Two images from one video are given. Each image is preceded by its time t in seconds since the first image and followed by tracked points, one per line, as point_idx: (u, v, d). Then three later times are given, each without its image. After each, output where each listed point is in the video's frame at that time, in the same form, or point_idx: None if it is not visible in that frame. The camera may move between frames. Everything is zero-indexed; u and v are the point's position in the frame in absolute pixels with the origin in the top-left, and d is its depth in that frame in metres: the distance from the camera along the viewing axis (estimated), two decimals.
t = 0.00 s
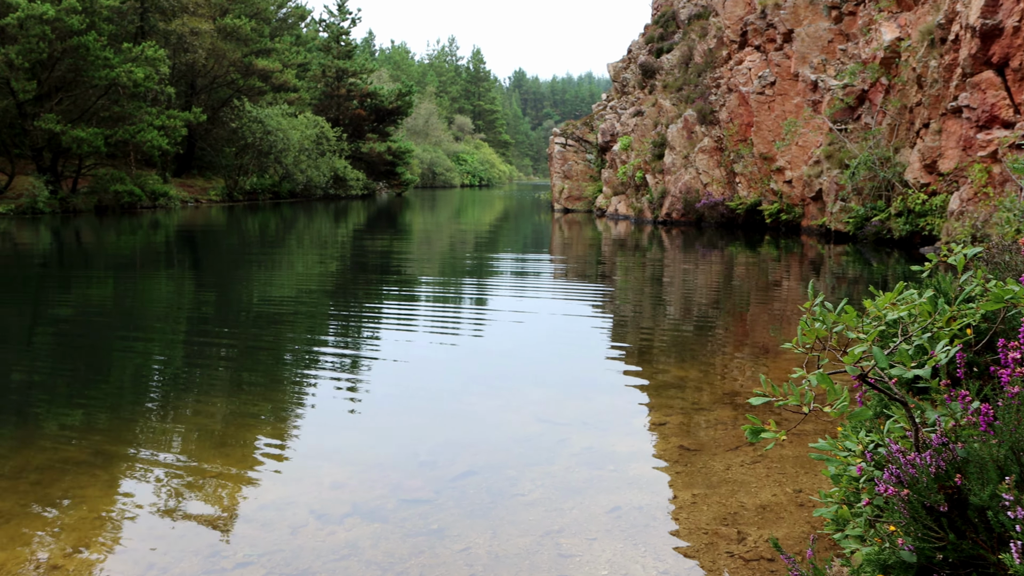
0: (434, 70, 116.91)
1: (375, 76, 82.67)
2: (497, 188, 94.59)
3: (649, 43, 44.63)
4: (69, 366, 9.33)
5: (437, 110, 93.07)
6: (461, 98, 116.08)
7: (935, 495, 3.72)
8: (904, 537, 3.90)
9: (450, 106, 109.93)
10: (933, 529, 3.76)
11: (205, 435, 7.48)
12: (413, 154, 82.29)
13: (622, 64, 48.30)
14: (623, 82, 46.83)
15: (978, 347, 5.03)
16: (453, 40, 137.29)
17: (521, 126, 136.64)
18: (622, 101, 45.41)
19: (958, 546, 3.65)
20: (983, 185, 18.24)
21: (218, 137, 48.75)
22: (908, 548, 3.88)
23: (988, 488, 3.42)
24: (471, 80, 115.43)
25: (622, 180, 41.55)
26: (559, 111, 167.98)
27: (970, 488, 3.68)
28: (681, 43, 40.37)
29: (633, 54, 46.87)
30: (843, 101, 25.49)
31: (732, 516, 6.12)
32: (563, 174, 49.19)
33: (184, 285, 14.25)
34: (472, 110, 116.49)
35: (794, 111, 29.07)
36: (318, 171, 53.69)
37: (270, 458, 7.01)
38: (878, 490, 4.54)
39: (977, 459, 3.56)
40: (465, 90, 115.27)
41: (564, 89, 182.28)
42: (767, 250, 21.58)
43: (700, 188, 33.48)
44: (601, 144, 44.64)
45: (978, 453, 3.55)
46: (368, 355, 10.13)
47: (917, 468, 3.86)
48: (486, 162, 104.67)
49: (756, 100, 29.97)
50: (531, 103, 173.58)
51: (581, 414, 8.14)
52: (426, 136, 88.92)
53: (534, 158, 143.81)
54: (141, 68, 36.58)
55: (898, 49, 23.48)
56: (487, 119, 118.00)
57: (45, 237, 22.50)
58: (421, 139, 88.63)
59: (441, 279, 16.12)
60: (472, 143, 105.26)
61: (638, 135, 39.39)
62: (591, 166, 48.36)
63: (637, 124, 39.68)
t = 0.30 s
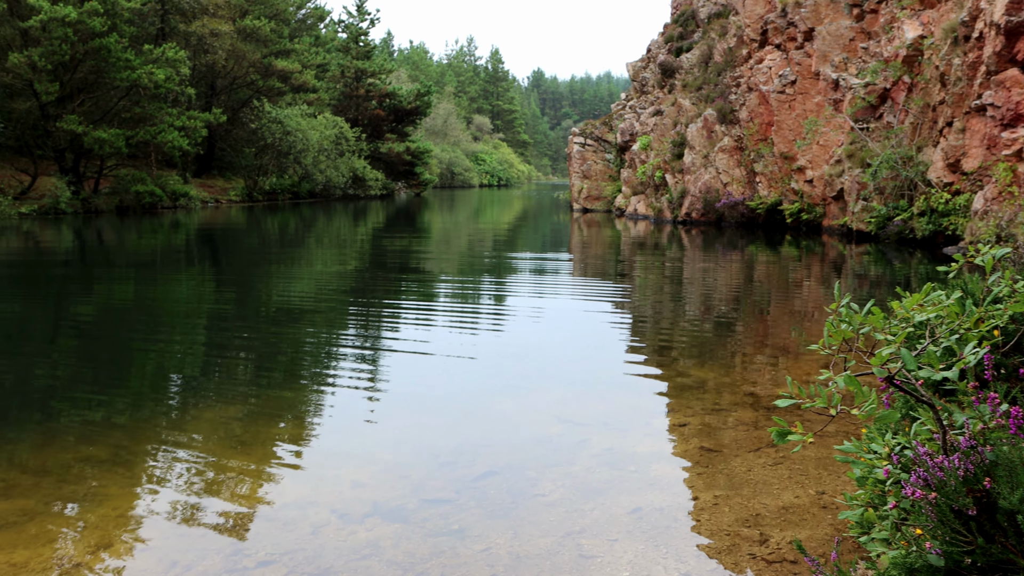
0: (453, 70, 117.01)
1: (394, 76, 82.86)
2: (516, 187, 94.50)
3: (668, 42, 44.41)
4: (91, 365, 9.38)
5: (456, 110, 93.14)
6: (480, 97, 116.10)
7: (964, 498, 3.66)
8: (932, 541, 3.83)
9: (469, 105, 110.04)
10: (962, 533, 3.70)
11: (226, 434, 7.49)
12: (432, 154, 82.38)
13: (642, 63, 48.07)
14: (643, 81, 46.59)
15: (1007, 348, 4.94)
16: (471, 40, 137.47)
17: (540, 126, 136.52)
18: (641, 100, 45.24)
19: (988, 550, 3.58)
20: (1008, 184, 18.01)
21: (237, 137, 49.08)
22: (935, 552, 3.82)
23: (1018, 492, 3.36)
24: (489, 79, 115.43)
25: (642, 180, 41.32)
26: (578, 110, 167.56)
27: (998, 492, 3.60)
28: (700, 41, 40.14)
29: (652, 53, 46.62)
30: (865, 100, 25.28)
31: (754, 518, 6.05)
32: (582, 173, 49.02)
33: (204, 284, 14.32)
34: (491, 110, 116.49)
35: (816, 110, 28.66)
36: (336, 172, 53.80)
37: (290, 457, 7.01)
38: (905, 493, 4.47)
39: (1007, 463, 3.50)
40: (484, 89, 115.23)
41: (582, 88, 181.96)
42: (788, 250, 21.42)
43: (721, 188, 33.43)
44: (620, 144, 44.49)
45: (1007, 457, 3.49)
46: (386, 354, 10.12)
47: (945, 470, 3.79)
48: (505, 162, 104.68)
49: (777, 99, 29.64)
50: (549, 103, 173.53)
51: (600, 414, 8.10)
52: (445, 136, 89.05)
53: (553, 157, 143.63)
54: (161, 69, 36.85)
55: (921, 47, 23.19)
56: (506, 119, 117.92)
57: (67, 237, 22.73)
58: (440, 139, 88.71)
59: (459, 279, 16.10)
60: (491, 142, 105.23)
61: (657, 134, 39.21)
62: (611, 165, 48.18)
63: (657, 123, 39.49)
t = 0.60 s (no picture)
0: (471, 70, 117.26)
1: (412, 76, 83.14)
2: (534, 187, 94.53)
3: (687, 41, 44.24)
4: (110, 364, 9.43)
5: (473, 109, 93.37)
6: (497, 97, 116.27)
7: (990, 503, 3.62)
8: (958, 546, 3.78)
9: (486, 105, 110.21)
10: (989, 538, 3.66)
11: (242, 434, 7.50)
12: (450, 154, 82.57)
13: (659, 63, 47.85)
14: (660, 80, 46.44)
15: None
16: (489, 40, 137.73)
17: (558, 126, 136.44)
18: (659, 100, 45.09)
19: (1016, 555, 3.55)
20: None
21: (256, 137, 49.36)
22: (962, 557, 3.76)
23: None
24: (507, 79, 115.51)
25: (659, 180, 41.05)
26: (595, 110, 167.40)
27: None
28: (719, 41, 39.93)
29: (670, 53, 46.50)
30: (886, 99, 25.04)
31: (774, 521, 6.00)
32: (600, 174, 48.79)
33: (222, 283, 14.41)
34: (508, 110, 116.56)
35: (835, 109, 28.66)
36: (354, 171, 53.93)
37: (307, 457, 7.01)
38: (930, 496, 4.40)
39: None
40: (501, 89, 115.33)
41: (600, 88, 181.86)
42: (808, 250, 21.31)
43: (739, 188, 32.87)
44: (638, 143, 44.34)
45: None
46: (403, 354, 10.14)
47: (971, 475, 3.74)
48: (522, 161, 104.71)
49: (796, 99, 29.56)
50: (567, 103, 173.79)
51: (619, 415, 8.06)
52: (462, 136, 89.22)
53: (570, 157, 143.56)
54: (181, 70, 37.12)
55: (942, 46, 23.11)
56: (523, 118, 117.93)
57: (88, 236, 22.96)
58: (457, 139, 88.94)
59: (476, 278, 16.07)
60: (508, 142, 105.31)
61: (676, 134, 39.03)
62: (628, 165, 48.01)
63: (675, 123, 39.29)
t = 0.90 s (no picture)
0: (490, 67, 117.29)
1: (432, 73, 83.24)
2: (554, 184, 94.43)
3: (708, 38, 43.99)
4: (132, 358, 9.49)
5: (493, 106, 93.39)
6: (516, 94, 116.21)
7: (1020, 506, 3.56)
8: (985, 547, 3.73)
9: (506, 102, 110.22)
10: (1018, 540, 3.60)
11: (262, 429, 7.53)
12: (470, 150, 82.64)
13: (681, 59, 47.69)
14: (681, 77, 46.23)
15: None
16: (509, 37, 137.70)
17: (578, 123, 136.15)
18: (680, 97, 44.84)
19: None
20: None
21: (277, 134, 49.57)
22: (989, 559, 3.72)
23: None
24: (526, 76, 115.39)
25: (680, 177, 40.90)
26: (615, 107, 166.95)
27: None
28: (741, 37, 39.60)
29: (691, 49, 46.27)
30: (909, 96, 24.88)
31: (796, 520, 5.92)
32: (620, 170, 48.61)
33: (242, 279, 14.49)
34: (528, 106, 116.50)
35: (858, 106, 28.39)
36: (375, 168, 53.99)
37: (326, 452, 7.01)
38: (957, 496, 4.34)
39: None
40: (521, 86, 115.23)
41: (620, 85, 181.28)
42: (830, 248, 21.19)
43: (760, 185, 32.70)
44: (659, 140, 44.15)
45: None
46: (422, 350, 10.13)
47: (1003, 476, 3.66)
48: (542, 158, 104.58)
49: (818, 95, 29.26)
50: (587, 99, 173.50)
51: (640, 413, 8.00)
52: (482, 132, 89.33)
53: (589, 154, 143.24)
54: (202, 67, 37.34)
55: (968, 42, 22.80)
56: (542, 115, 117.78)
57: (110, 232, 23.19)
58: (476, 136, 89.02)
59: (495, 275, 16.05)
60: (528, 139, 105.21)
61: (696, 131, 38.72)
62: (649, 162, 47.74)
63: (696, 120, 38.98)
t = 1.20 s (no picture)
0: (509, 60, 117.25)
1: (451, 66, 83.26)
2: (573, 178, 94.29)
3: (729, 31, 43.60)
4: (153, 351, 9.53)
5: (512, 99, 93.37)
6: (536, 87, 116.13)
7: None
8: (1017, 547, 3.68)
9: (525, 95, 110.16)
10: None
11: (282, 420, 7.56)
12: (489, 144, 82.64)
13: (702, 52, 47.45)
14: (702, 70, 45.95)
15: None
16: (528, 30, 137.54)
17: (596, 117, 135.80)
18: (701, 90, 44.56)
19: None
20: None
21: (296, 127, 49.73)
22: (1020, 558, 3.68)
23: None
24: (546, 69, 115.20)
25: (700, 171, 40.73)
26: (634, 101, 166.56)
27: None
28: (762, 30, 39.19)
29: (712, 42, 45.97)
30: (934, 89, 24.50)
31: (819, 517, 5.86)
32: (640, 164, 48.42)
33: (262, 271, 14.56)
34: (547, 100, 116.36)
35: (881, 100, 28.15)
36: (394, 161, 54.04)
37: (346, 445, 7.02)
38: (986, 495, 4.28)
39: None
40: (540, 79, 115.11)
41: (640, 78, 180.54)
42: (852, 243, 21.03)
43: (781, 179, 32.39)
44: (679, 134, 43.92)
45: None
46: (440, 343, 10.13)
47: None
48: (561, 152, 104.43)
49: (841, 88, 29.14)
50: (607, 93, 173.01)
51: (661, 408, 7.97)
52: (500, 126, 89.37)
53: (609, 148, 142.86)
54: (223, 60, 37.50)
55: (995, 34, 22.13)
56: (562, 109, 117.64)
57: (131, 225, 23.40)
58: (495, 129, 89.08)
59: (514, 268, 16.04)
60: (547, 133, 105.07)
61: (717, 124, 38.11)
62: (669, 156, 47.49)
63: (717, 113, 38.61)
